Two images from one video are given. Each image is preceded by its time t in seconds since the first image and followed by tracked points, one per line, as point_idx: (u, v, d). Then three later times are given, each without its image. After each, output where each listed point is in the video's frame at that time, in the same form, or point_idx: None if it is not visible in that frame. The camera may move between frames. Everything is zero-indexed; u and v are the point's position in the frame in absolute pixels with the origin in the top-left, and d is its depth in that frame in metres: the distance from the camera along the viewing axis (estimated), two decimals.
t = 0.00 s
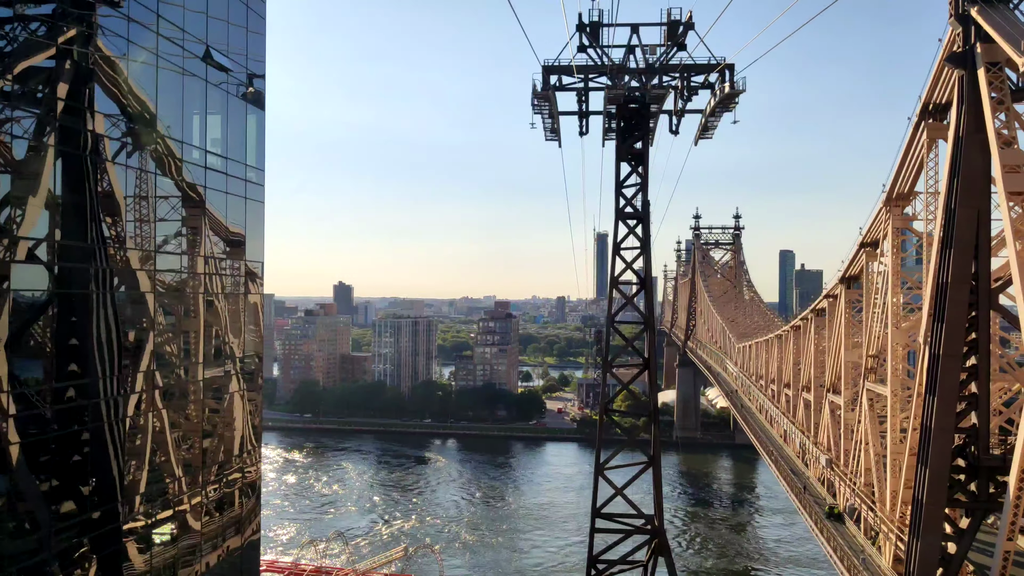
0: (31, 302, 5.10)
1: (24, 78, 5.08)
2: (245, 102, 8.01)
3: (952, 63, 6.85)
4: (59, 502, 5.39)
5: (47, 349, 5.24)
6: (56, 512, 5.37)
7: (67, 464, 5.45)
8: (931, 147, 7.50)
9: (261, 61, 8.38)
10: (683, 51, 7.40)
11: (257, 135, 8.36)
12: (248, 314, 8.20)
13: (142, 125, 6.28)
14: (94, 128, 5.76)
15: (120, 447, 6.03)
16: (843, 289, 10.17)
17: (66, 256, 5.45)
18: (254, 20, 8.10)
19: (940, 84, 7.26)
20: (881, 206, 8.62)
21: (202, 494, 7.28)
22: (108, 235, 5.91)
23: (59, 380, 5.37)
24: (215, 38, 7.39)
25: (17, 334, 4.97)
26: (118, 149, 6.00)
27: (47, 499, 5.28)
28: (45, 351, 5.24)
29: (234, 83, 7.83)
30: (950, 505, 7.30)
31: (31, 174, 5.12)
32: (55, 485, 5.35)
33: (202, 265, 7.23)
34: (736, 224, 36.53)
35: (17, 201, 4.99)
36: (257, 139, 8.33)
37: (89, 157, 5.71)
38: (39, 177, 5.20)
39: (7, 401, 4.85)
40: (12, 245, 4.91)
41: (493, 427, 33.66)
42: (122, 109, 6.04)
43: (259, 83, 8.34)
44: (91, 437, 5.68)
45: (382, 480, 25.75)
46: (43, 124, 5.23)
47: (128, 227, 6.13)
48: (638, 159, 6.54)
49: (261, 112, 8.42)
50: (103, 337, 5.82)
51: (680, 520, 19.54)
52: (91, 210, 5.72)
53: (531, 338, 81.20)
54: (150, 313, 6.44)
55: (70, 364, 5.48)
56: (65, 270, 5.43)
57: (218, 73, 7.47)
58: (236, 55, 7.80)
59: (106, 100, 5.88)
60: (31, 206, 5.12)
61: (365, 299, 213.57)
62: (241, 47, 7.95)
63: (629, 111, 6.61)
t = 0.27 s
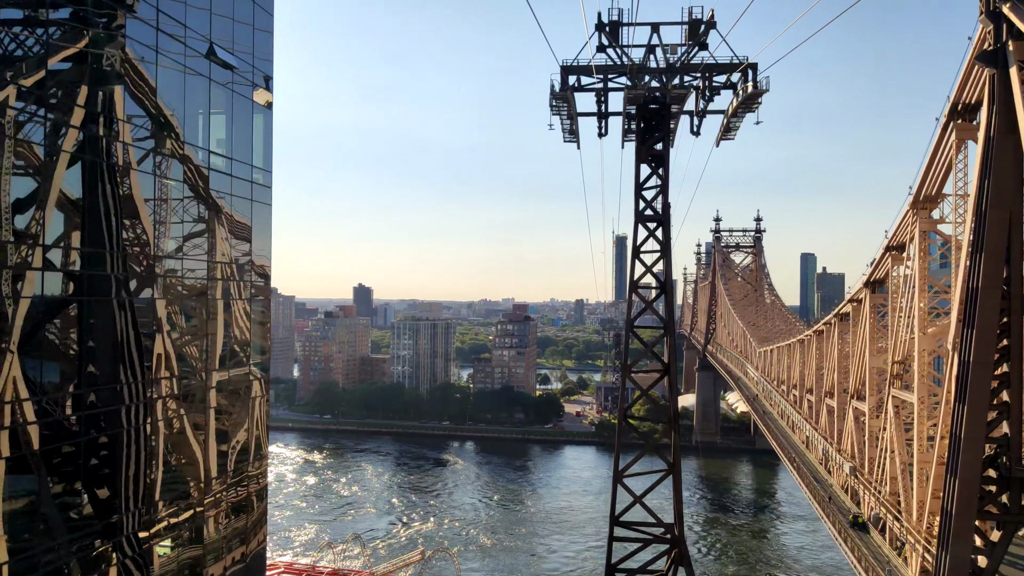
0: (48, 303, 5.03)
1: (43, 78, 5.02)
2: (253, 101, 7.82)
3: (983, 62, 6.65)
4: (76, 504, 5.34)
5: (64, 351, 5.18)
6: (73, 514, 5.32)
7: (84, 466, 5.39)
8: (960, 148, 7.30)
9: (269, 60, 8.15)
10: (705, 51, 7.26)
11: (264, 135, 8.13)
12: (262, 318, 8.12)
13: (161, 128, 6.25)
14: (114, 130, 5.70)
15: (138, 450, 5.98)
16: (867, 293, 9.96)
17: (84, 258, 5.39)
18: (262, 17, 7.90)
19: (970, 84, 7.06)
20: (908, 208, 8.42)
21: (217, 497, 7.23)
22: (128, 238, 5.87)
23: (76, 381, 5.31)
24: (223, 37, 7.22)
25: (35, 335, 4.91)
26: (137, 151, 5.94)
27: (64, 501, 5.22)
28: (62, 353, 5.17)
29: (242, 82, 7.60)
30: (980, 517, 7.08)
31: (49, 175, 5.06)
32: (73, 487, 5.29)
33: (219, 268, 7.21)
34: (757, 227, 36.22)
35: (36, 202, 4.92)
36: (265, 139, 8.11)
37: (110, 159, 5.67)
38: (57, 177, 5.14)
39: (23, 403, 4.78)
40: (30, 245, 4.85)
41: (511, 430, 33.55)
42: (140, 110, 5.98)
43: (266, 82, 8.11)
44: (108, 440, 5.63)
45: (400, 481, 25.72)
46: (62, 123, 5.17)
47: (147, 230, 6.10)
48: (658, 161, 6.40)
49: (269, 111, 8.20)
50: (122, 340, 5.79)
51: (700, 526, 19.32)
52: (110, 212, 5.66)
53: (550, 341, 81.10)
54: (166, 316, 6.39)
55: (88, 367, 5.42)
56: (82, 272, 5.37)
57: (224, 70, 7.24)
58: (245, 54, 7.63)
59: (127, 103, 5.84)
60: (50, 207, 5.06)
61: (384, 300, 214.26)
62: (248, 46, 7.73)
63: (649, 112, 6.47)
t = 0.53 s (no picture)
0: (65, 305, 4.98)
1: (62, 78, 4.95)
2: (258, 99, 7.53)
3: (1016, 59, 6.43)
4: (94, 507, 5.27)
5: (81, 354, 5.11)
6: (91, 517, 5.25)
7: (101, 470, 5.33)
8: (990, 147, 7.09)
9: (275, 57, 7.87)
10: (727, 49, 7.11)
11: (270, 133, 7.85)
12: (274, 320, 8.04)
13: (180, 131, 6.22)
14: (132, 132, 5.65)
15: (153, 451, 5.92)
16: (893, 296, 9.75)
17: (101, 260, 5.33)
18: (267, 12, 7.60)
19: (1002, 83, 6.85)
20: (936, 209, 8.19)
21: (231, 499, 7.18)
22: (146, 240, 5.84)
23: (94, 384, 5.24)
24: (223, 29, 6.91)
25: (51, 338, 4.85)
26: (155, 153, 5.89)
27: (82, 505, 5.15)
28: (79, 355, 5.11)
29: (246, 79, 7.31)
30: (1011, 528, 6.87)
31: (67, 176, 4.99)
32: (91, 491, 5.23)
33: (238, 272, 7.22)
34: (779, 228, 35.85)
35: (53, 204, 4.85)
36: (270, 137, 7.83)
37: (129, 161, 5.62)
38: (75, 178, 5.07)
39: (37, 402, 4.69)
40: (44, 247, 4.78)
41: (529, 432, 33.44)
42: (158, 112, 5.92)
43: (271, 79, 7.83)
44: (125, 443, 5.56)
45: (419, 483, 25.67)
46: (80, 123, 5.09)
47: (166, 233, 6.08)
48: (680, 161, 6.25)
49: (275, 108, 7.92)
50: (140, 342, 5.76)
51: (720, 531, 19.11)
52: (128, 214, 5.61)
53: (569, 342, 80.93)
54: (182, 319, 6.35)
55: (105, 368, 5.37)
56: (99, 273, 5.31)
57: (226, 67, 6.96)
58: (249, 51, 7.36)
59: (148, 105, 5.81)
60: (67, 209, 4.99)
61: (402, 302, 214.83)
62: (252, 42, 7.45)
63: (670, 111, 6.33)
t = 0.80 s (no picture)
0: (89, 301, 4.97)
1: (84, 75, 4.94)
2: (267, 93, 7.11)
3: None
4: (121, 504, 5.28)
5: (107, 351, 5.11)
6: (117, 512, 5.26)
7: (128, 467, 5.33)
8: None
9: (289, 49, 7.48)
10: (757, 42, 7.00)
11: (283, 128, 7.47)
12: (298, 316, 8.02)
13: (204, 127, 6.21)
14: (158, 131, 5.64)
15: (178, 445, 5.91)
16: (926, 294, 9.54)
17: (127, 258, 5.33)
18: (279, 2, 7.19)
19: None
20: (971, 205, 7.96)
21: (254, 496, 7.17)
22: (169, 235, 5.82)
23: (119, 381, 5.24)
24: (230, 19, 6.54)
25: (75, 333, 4.84)
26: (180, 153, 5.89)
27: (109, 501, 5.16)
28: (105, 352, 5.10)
29: (254, 70, 6.94)
30: None
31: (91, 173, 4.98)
32: (117, 488, 5.24)
33: (264, 267, 7.22)
34: (807, 224, 35.37)
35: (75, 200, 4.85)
36: (283, 132, 7.46)
37: (151, 157, 5.59)
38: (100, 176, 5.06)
39: (61, 398, 4.69)
40: (67, 243, 4.78)
41: (554, 429, 33.38)
42: (182, 111, 5.90)
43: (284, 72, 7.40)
44: (149, 437, 5.56)
45: (444, 479, 25.70)
46: (104, 120, 5.08)
47: (189, 228, 6.07)
48: (707, 156, 6.12)
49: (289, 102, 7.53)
50: (164, 337, 5.75)
51: (747, 530, 18.93)
52: (154, 213, 5.60)
53: (593, 339, 80.78)
54: (208, 315, 6.35)
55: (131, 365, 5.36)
56: (123, 270, 5.31)
57: (233, 59, 6.58)
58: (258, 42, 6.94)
59: (170, 100, 5.78)
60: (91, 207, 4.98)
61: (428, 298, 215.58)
62: (264, 34, 7.07)
63: (697, 104, 6.21)
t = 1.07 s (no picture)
0: (113, 298, 4.91)
1: (109, 72, 4.87)
2: (274, 83, 6.85)
3: None
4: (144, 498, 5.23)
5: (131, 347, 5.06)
6: (143, 507, 5.22)
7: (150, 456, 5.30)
8: None
9: (297, 38, 7.22)
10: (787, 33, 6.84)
11: (290, 119, 7.23)
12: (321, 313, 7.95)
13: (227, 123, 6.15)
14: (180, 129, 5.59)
15: (202, 442, 5.86)
16: (963, 292, 9.29)
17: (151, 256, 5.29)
18: None
19: None
20: (1011, 199, 7.69)
21: (278, 495, 7.12)
22: (193, 233, 5.76)
23: (145, 376, 5.21)
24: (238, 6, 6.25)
25: (100, 331, 4.79)
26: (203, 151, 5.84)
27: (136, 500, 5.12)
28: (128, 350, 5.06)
29: (263, 61, 6.68)
30: None
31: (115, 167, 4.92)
32: (142, 482, 5.18)
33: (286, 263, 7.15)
34: (838, 220, 34.81)
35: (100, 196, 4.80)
36: (290, 123, 7.22)
37: (173, 153, 5.51)
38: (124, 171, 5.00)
39: (87, 393, 4.65)
40: (90, 242, 4.72)
41: (582, 425, 33.24)
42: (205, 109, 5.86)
43: (293, 61, 7.17)
44: (171, 433, 5.49)
45: (471, 475, 25.66)
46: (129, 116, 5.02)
47: (214, 224, 6.02)
48: (738, 149, 5.96)
49: (297, 91, 7.29)
50: (187, 334, 5.69)
51: (776, 530, 18.68)
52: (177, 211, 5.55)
53: (620, 335, 80.45)
54: (233, 311, 6.33)
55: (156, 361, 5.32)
56: (147, 267, 5.25)
57: (239, 48, 6.30)
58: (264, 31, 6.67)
59: (192, 96, 5.70)
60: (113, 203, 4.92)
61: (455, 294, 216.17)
62: (272, 23, 6.83)
63: (727, 97, 6.06)
